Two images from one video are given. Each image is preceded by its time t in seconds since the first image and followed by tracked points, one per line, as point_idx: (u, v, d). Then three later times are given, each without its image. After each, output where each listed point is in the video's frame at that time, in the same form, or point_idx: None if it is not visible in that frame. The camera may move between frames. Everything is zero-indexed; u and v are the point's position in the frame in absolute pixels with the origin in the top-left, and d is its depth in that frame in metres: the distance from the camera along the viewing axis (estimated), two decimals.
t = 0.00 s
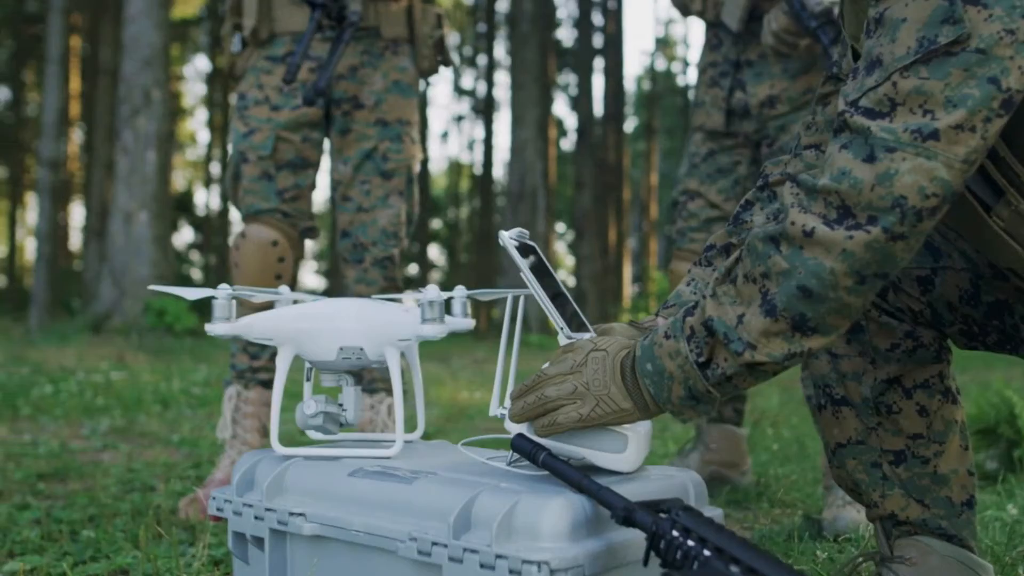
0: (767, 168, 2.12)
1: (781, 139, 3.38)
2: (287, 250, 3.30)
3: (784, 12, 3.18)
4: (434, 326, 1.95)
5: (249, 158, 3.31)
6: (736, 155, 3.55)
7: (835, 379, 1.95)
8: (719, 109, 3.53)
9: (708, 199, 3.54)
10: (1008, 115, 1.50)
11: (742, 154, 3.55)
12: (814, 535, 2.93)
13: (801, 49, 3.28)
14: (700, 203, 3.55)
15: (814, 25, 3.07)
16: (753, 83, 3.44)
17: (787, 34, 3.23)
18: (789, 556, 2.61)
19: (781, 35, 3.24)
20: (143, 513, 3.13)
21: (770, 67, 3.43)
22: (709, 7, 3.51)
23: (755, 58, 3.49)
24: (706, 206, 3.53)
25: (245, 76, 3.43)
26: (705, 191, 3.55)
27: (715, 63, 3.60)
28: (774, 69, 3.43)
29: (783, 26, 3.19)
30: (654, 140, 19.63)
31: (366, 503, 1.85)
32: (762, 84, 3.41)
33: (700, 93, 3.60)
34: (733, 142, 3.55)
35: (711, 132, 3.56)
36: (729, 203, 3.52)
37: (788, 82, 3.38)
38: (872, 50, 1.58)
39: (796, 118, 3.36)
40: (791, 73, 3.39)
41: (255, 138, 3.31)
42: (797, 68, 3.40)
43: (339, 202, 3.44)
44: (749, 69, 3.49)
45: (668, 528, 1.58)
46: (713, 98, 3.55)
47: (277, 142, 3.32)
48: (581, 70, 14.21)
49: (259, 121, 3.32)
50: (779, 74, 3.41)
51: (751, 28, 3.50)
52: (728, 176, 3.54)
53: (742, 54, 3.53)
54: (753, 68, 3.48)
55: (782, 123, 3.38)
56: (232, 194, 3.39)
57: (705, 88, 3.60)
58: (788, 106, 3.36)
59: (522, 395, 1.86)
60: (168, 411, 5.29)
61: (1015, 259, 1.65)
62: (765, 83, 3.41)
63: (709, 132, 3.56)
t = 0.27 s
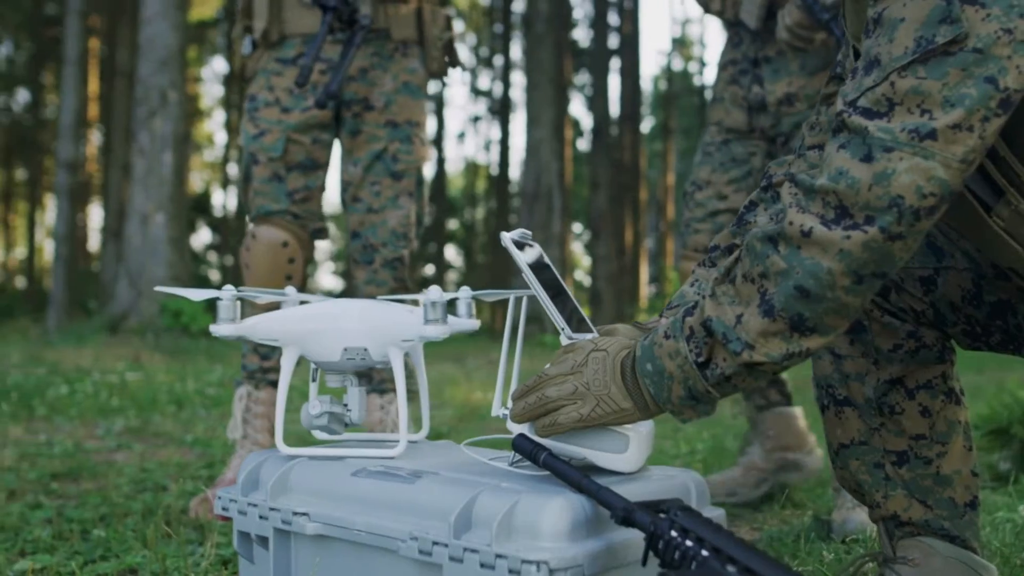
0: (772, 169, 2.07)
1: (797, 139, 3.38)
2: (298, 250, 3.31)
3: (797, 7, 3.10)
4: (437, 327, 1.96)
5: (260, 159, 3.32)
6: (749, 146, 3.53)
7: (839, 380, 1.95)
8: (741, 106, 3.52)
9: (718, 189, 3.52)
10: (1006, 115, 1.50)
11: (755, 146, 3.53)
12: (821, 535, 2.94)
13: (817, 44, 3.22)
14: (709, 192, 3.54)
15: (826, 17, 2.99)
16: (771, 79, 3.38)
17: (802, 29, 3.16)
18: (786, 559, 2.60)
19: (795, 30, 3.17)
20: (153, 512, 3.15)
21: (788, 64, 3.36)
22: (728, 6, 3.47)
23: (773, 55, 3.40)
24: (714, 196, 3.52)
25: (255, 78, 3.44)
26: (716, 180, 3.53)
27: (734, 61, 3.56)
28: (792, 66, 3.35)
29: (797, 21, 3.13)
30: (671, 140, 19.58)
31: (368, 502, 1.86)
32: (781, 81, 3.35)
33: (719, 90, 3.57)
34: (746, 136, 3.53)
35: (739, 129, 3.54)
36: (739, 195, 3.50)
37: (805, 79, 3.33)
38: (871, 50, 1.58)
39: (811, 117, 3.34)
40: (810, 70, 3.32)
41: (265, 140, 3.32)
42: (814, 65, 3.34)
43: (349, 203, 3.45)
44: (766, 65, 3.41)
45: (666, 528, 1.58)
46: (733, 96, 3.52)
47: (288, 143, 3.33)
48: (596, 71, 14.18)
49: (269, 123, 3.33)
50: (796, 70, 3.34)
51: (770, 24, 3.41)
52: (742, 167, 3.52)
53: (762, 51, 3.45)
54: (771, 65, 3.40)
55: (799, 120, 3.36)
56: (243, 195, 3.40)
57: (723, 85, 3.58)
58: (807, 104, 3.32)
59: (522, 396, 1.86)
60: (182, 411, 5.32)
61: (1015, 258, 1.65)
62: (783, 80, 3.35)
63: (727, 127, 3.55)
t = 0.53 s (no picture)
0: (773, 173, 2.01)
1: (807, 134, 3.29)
2: (306, 252, 3.31)
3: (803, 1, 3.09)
4: (437, 330, 1.97)
5: (269, 162, 3.34)
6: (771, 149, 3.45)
7: (840, 383, 1.95)
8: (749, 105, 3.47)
9: (741, 194, 3.44)
10: (1001, 118, 1.49)
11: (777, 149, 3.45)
12: (828, 539, 2.92)
13: (827, 40, 3.19)
14: (734, 200, 3.46)
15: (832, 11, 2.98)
16: (781, 76, 3.32)
17: (808, 23, 3.14)
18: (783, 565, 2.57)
19: (802, 24, 3.15)
20: (163, 512, 3.17)
21: (799, 61, 3.29)
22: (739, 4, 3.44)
23: (785, 53, 3.33)
24: (739, 203, 3.44)
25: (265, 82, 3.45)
26: (740, 187, 3.45)
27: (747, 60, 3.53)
28: (804, 63, 3.28)
29: (802, 16, 3.12)
30: (689, 141, 19.52)
31: (368, 504, 1.87)
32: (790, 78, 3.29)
33: (732, 89, 3.55)
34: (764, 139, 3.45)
35: (744, 128, 3.48)
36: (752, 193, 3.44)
37: (816, 76, 3.26)
38: (867, 53, 1.58)
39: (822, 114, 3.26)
40: (821, 67, 3.25)
41: (274, 143, 3.34)
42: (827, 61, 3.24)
43: (357, 206, 3.45)
44: (777, 63, 3.35)
45: (661, 532, 1.58)
46: (743, 96, 3.48)
47: (297, 146, 3.35)
48: (613, 71, 14.15)
49: (278, 126, 3.35)
50: (808, 69, 3.27)
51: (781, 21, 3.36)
52: (763, 170, 3.44)
53: (772, 49, 3.39)
54: (782, 63, 3.33)
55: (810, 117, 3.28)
56: (252, 198, 3.42)
57: (736, 85, 3.54)
58: (816, 100, 3.25)
59: (522, 399, 1.86)
60: (196, 412, 5.35)
61: (1013, 261, 1.65)
62: (793, 77, 3.29)
63: (738, 131, 3.49)
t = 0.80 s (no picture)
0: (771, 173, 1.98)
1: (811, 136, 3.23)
2: (312, 254, 3.30)
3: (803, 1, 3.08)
4: (435, 332, 1.97)
5: (275, 164, 3.35)
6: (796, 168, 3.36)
7: (837, 385, 1.94)
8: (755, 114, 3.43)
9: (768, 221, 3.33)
10: (996, 119, 1.49)
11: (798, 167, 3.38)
12: (832, 540, 2.91)
13: (826, 41, 3.18)
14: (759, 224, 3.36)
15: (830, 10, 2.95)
16: (785, 81, 3.30)
17: (807, 23, 3.14)
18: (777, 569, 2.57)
19: (801, 24, 3.16)
20: (169, 513, 3.18)
21: (803, 65, 3.27)
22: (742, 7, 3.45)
23: (788, 59, 3.33)
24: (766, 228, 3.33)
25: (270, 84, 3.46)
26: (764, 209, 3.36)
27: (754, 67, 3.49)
28: (808, 67, 3.27)
29: (803, 15, 3.12)
30: (701, 141, 19.48)
31: (365, 506, 1.87)
32: (794, 82, 3.28)
33: (740, 97, 3.52)
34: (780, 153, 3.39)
35: (754, 139, 3.44)
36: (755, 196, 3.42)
37: (820, 78, 3.24)
38: (861, 55, 1.57)
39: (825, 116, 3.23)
40: (824, 70, 3.23)
41: (280, 145, 3.35)
42: (830, 61, 3.24)
43: (363, 207, 3.46)
44: (782, 69, 3.34)
45: (655, 534, 1.58)
46: (751, 104, 3.45)
47: (303, 148, 3.36)
48: (624, 71, 14.13)
49: (284, 128, 3.36)
50: (813, 72, 3.24)
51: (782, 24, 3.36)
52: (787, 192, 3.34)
53: (776, 56, 3.38)
54: (787, 68, 3.32)
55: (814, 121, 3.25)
56: (258, 200, 3.43)
57: (745, 92, 3.51)
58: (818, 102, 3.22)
59: (520, 401, 1.86)
60: (205, 412, 5.36)
61: (1009, 263, 1.64)
62: (796, 81, 3.27)
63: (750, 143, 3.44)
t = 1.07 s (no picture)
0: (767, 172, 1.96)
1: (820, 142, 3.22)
2: (318, 255, 3.31)
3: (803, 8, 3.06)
4: (433, 332, 1.97)
5: (281, 164, 3.36)
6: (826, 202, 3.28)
7: (837, 385, 1.91)
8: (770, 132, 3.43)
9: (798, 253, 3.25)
10: (991, 118, 1.48)
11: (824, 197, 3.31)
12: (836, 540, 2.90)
13: (823, 49, 3.13)
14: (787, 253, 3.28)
15: (826, 15, 2.89)
16: (797, 92, 3.30)
17: (806, 31, 3.11)
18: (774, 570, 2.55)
19: (799, 32, 3.13)
20: (175, 513, 3.19)
21: (816, 75, 3.27)
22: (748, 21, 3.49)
23: (801, 70, 3.31)
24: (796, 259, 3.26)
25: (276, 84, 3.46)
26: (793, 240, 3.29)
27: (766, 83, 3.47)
28: (820, 76, 3.27)
29: (801, 21, 3.08)
30: (717, 141, 19.45)
31: (363, 506, 1.87)
32: (804, 91, 3.28)
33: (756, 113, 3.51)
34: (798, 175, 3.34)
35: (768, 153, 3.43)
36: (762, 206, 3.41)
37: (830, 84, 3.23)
38: (856, 54, 1.56)
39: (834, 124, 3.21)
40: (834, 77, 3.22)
41: (287, 145, 3.36)
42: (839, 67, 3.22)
43: (369, 208, 3.46)
44: (795, 81, 3.33)
45: (649, 535, 1.58)
46: (767, 120, 3.44)
47: (309, 149, 3.37)
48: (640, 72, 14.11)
49: (290, 128, 3.37)
50: (823, 74, 3.22)
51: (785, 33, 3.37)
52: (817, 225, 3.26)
53: (789, 71, 3.37)
54: (799, 80, 3.31)
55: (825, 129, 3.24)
56: (265, 200, 3.43)
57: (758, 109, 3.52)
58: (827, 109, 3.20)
59: (515, 401, 1.86)
60: (216, 412, 5.37)
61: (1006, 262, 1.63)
62: (808, 90, 3.27)
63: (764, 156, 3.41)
